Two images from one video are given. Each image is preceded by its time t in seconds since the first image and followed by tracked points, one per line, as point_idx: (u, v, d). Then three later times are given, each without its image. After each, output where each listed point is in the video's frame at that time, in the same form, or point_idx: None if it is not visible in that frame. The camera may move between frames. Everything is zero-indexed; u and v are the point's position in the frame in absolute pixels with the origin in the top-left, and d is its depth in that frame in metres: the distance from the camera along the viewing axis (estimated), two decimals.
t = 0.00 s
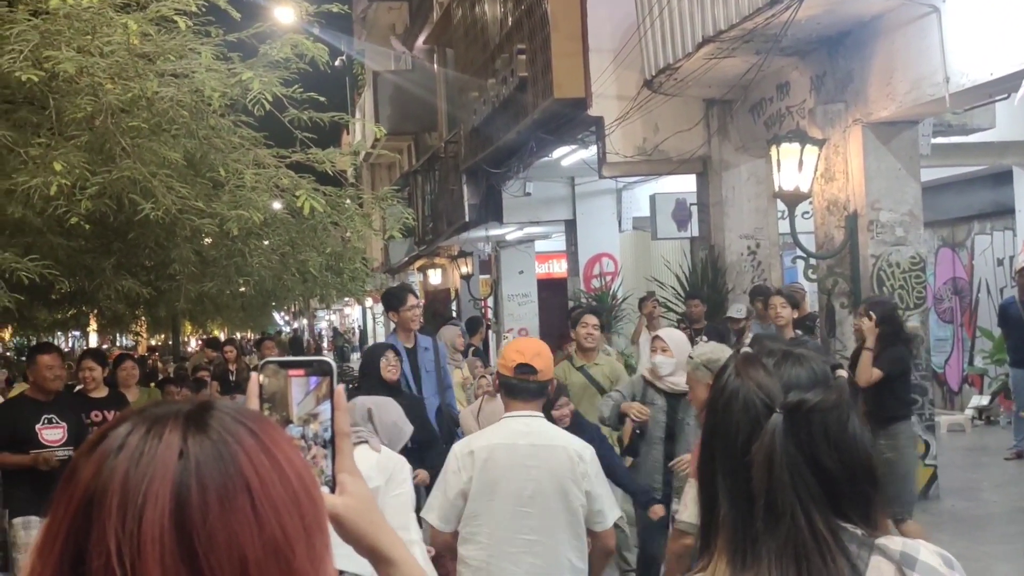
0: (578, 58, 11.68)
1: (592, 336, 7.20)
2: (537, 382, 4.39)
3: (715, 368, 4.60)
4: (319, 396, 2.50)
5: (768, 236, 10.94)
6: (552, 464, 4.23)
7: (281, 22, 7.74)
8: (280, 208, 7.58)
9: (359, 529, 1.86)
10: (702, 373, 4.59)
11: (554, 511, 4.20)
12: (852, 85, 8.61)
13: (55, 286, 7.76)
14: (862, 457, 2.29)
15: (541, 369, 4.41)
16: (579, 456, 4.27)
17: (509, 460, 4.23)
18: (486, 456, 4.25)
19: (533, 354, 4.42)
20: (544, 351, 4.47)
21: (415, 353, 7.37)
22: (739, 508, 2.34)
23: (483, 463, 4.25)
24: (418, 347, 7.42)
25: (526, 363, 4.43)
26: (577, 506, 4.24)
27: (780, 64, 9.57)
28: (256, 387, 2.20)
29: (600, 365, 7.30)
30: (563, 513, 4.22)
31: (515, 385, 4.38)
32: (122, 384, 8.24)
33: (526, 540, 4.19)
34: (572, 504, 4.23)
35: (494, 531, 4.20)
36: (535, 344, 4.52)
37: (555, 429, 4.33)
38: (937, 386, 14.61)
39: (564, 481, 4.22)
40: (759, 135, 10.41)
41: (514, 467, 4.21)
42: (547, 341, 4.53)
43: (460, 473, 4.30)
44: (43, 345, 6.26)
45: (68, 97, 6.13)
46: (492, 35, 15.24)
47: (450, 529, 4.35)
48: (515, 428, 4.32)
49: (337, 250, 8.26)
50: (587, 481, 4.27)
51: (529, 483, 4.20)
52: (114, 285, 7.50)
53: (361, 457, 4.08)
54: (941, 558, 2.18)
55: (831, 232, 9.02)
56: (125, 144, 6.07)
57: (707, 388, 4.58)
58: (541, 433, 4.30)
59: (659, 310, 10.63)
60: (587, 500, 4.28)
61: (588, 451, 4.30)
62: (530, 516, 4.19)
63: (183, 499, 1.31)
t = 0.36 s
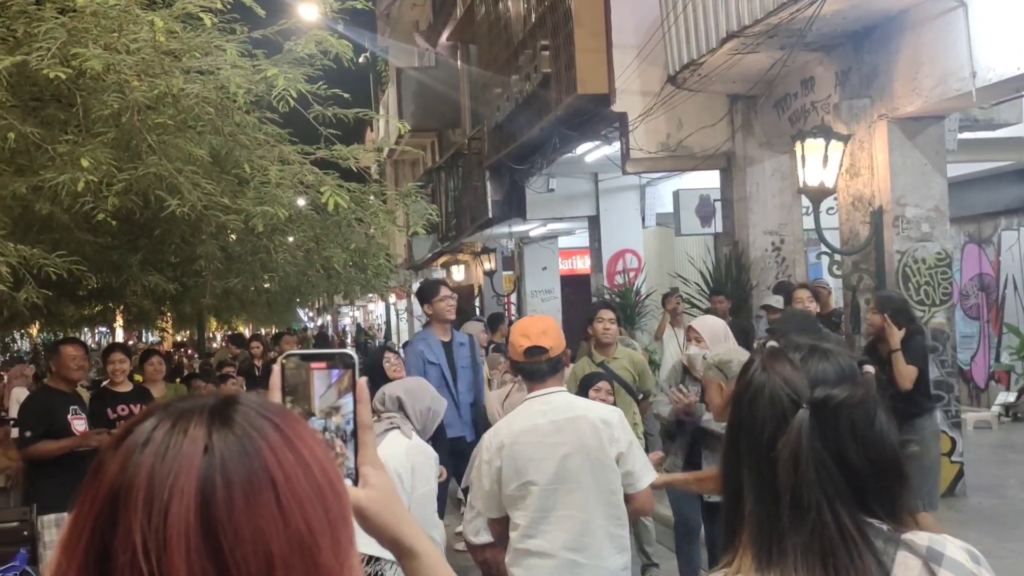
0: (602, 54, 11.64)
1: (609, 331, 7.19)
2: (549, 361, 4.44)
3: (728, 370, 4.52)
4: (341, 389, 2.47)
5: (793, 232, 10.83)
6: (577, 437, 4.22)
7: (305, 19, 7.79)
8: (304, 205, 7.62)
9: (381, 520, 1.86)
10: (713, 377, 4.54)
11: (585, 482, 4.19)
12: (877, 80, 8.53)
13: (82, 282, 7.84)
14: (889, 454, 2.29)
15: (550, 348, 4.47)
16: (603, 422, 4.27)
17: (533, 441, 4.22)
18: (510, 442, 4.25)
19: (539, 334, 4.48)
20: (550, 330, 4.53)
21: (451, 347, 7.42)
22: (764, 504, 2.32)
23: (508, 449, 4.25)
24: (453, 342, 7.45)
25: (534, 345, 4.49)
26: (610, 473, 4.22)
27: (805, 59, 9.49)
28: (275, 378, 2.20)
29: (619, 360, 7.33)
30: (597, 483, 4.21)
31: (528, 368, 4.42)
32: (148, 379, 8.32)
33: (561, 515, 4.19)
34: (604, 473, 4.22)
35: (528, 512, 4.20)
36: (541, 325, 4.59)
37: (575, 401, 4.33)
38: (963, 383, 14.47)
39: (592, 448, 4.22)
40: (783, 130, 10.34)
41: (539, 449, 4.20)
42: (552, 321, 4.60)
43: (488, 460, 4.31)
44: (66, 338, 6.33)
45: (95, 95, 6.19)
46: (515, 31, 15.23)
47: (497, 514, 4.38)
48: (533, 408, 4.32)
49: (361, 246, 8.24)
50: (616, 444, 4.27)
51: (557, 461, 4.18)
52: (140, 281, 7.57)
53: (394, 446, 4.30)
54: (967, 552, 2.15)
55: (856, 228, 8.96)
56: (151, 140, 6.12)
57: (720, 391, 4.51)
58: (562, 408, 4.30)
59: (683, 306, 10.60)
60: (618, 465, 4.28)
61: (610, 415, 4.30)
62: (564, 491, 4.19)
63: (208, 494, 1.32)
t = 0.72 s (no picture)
0: (623, 54, 11.62)
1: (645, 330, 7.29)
2: (600, 368, 4.21)
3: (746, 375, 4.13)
4: (367, 393, 2.45)
5: (816, 233, 10.64)
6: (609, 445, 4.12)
7: (326, 20, 7.84)
8: (326, 205, 7.65)
9: (404, 524, 1.87)
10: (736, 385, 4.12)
11: (612, 492, 4.11)
12: (900, 80, 8.46)
13: (106, 282, 7.92)
14: (918, 458, 2.26)
15: (602, 355, 4.19)
16: (638, 431, 4.08)
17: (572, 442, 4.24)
18: (554, 438, 4.32)
19: (590, 342, 4.20)
20: (604, 333, 4.22)
21: (495, 348, 7.53)
22: (792, 508, 2.31)
23: (552, 446, 4.33)
24: (497, 343, 7.56)
25: (585, 350, 4.23)
26: (638, 485, 4.08)
27: (828, 59, 9.43)
28: (303, 381, 2.22)
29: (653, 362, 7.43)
30: (627, 495, 4.09)
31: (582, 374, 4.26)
32: (172, 379, 8.38)
33: (594, 520, 4.18)
34: (634, 484, 4.08)
35: (566, 512, 4.27)
36: (595, 322, 4.27)
37: (618, 406, 4.16)
38: (988, 384, 14.32)
39: (623, 458, 4.08)
40: (806, 130, 10.28)
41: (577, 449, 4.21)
42: (608, 319, 4.26)
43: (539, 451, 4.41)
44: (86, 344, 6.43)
45: (120, 96, 6.25)
46: (537, 31, 15.22)
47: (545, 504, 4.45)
48: (580, 408, 4.28)
49: (383, 246, 8.28)
50: (651, 455, 4.06)
51: (591, 465, 4.16)
52: (164, 282, 7.63)
53: (410, 422, 4.29)
54: (996, 557, 2.13)
55: (880, 228, 8.88)
56: (175, 142, 6.17)
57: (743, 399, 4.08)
58: (602, 412, 4.19)
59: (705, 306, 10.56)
60: (654, 477, 4.08)
61: (648, 424, 4.08)
62: (597, 495, 4.16)
63: (235, 498, 1.32)
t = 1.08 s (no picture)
0: (640, 55, 11.59)
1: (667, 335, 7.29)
2: (638, 359, 4.12)
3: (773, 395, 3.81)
4: (387, 396, 2.43)
5: (834, 233, 10.74)
6: (636, 437, 4.02)
7: (344, 21, 7.82)
8: (344, 206, 7.67)
9: (425, 530, 1.87)
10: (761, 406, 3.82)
11: (636, 484, 4.00)
12: (920, 80, 8.40)
13: (125, 283, 7.98)
14: (944, 461, 2.20)
15: (643, 348, 4.10)
16: (667, 426, 3.98)
17: (598, 429, 4.14)
18: (580, 423, 4.22)
19: (634, 332, 4.10)
20: (649, 325, 4.11)
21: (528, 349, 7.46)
22: (814, 511, 2.31)
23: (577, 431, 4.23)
24: (530, 342, 7.47)
25: (627, 338, 4.13)
26: (663, 480, 3.97)
27: (847, 58, 9.37)
28: (325, 383, 2.23)
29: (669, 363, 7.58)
30: (650, 487, 3.99)
31: (616, 359, 4.18)
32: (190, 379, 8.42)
33: (614, 511, 4.07)
34: (658, 479, 3.97)
35: (587, 500, 4.17)
36: (641, 311, 4.15)
37: (650, 399, 4.07)
38: (1008, 385, 14.18)
39: (650, 451, 3.98)
40: (824, 130, 10.22)
41: (603, 436, 4.11)
42: (654, 311, 4.14)
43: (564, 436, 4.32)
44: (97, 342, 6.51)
45: (138, 98, 6.29)
46: (554, 31, 15.20)
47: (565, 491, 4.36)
48: (610, 396, 4.19)
49: (400, 248, 8.24)
50: (679, 451, 3.95)
51: (615, 454, 4.06)
52: (182, 283, 7.67)
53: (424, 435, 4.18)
54: None
55: (899, 228, 8.82)
56: (193, 143, 6.20)
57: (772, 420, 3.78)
58: (633, 403, 4.09)
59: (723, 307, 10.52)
60: (679, 474, 3.97)
61: (679, 420, 3.98)
62: (619, 486, 4.05)
63: (251, 502, 1.33)
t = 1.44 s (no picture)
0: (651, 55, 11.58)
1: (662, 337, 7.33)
2: (651, 372, 4.13)
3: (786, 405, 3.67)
4: (400, 397, 2.43)
5: (846, 233, 10.58)
6: (657, 447, 3.98)
7: (355, 22, 7.83)
8: (355, 206, 7.68)
9: (439, 530, 1.87)
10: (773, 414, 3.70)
11: (658, 493, 3.94)
12: (932, 80, 8.36)
13: (136, 283, 8.01)
14: (966, 463, 2.23)
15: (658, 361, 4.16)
16: (686, 435, 4.00)
17: (614, 442, 4.01)
18: (589, 438, 4.05)
19: (653, 346, 4.13)
20: (662, 340, 4.18)
21: (543, 350, 7.48)
22: (835, 511, 2.31)
23: (587, 446, 4.05)
24: (545, 344, 7.50)
25: (644, 353, 4.14)
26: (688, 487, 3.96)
27: (859, 59, 9.34)
28: (337, 385, 2.23)
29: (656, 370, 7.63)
30: (672, 497, 3.95)
31: (627, 374, 4.13)
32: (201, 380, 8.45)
33: (642, 524, 3.96)
34: (680, 487, 3.95)
35: (607, 517, 3.99)
36: (647, 327, 4.21)
37: (660, 410, 4.07)
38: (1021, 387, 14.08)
39: (671, 460, 3.96)
40: (836, 129, 10.18)
41: (620, 449, 4.00)
42: (659, 327, 4.23)
43: (561, 453, 4.10)
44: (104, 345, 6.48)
45: (149, 99, 6.32)
46: (565, 32, 15.20)
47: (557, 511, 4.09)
48: (617, 409, 4.10)
49: (411, 248, 8.31)
50: (698, 459, 4.00)
51: (635, 465, 3.97)
52: (194, 284, 7.70)
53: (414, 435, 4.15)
54: None
55: (911, 228, 8.78)
56: (204, 144, 6.23)
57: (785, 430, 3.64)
58: (646, 415, 4.06)
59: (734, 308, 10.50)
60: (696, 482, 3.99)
61: (694, 430, 4.03)
62: (640, 497, 3.96)
63: (264, 502, 1.33)
